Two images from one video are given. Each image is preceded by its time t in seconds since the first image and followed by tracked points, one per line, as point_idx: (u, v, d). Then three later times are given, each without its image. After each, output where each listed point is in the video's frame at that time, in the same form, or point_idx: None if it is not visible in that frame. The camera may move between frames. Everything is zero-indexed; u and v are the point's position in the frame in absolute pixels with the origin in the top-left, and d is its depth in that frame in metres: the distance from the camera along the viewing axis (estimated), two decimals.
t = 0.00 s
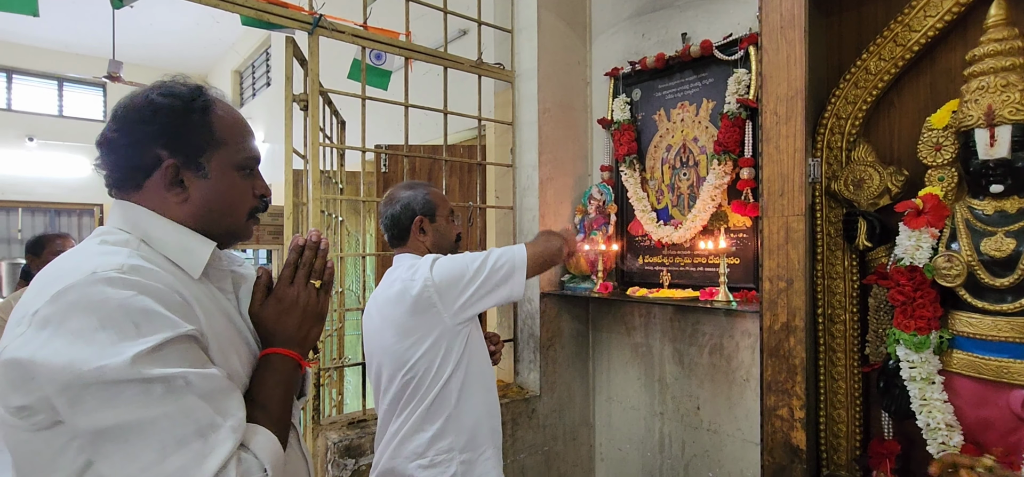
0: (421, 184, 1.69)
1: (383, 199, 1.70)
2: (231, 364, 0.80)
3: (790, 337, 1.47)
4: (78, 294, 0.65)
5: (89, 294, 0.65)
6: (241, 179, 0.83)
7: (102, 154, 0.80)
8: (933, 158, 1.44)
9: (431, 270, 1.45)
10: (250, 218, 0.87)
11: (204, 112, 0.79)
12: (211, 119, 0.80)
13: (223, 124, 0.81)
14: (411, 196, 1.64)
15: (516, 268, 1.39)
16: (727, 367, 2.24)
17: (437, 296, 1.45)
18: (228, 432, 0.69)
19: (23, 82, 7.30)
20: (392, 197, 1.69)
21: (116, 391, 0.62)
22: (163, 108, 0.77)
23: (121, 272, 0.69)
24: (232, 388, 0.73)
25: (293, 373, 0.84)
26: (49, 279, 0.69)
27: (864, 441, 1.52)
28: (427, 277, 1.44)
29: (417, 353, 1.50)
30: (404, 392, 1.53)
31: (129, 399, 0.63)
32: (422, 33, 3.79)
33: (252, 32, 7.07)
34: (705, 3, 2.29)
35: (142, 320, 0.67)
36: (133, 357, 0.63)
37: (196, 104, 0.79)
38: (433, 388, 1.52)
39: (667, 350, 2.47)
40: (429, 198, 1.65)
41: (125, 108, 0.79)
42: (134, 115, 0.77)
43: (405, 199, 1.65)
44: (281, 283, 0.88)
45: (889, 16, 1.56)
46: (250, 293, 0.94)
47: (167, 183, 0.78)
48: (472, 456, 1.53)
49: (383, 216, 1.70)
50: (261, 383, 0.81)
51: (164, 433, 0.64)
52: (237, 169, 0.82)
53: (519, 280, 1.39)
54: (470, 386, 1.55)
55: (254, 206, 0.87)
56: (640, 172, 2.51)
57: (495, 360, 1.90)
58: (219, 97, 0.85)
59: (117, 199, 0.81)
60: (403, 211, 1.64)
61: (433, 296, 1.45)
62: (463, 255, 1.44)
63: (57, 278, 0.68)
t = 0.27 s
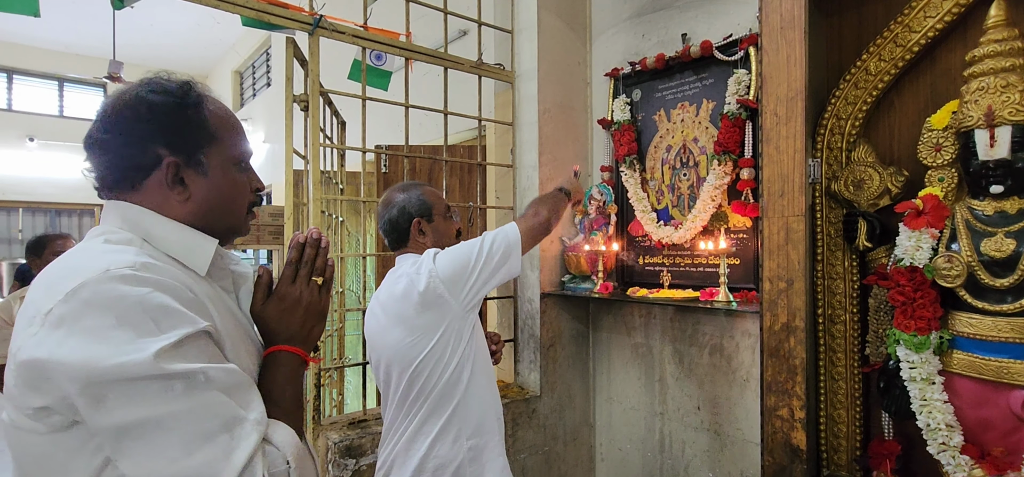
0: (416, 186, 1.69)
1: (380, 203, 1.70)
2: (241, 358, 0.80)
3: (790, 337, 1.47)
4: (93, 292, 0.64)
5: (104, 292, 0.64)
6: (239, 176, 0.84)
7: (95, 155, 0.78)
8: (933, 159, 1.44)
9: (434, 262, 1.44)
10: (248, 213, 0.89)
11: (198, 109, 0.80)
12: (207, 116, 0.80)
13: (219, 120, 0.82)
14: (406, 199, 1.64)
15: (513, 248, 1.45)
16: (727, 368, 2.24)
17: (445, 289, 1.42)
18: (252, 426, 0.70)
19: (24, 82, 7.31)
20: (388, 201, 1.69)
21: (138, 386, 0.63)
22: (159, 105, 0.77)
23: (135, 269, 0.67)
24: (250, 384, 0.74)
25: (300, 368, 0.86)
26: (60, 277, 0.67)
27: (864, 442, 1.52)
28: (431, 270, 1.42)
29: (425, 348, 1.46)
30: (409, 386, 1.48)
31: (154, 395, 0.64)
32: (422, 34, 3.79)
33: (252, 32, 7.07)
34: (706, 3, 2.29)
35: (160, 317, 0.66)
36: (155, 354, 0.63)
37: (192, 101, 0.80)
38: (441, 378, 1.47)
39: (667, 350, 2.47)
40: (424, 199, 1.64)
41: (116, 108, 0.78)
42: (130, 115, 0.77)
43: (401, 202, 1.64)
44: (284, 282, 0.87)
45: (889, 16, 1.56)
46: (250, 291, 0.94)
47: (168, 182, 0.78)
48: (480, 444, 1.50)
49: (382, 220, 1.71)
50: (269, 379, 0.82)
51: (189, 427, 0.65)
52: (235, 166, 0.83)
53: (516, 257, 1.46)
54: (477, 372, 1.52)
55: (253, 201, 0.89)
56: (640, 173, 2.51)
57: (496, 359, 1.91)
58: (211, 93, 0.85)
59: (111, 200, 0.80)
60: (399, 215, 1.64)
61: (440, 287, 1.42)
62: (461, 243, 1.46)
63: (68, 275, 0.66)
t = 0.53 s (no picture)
0: (413, 187, 1.69)
1: (380, 207, 1.70)
2: (247, 358, 0.80)
3: (790, 338, 1.47)
4: (100, 293, 0.64)
5: (112, 293, 0.64)
6: (232, 167, 0.85)
7: (84, 159, 0.77)
8: (933, 159, 1.44)
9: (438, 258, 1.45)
10: (246, 204, 0.89)
11: (183, 103, 0.79)
12: (192, 108, 0.80)
13: (204, 111, 0.81)
14: (405, 202, 1.64)
15: (512, 234, 1.46)
16: (727, 368, 2.24)
17: (451, 284, 1.43)
18: (262, 426, 0.70)
19: (24, 83, 7.32)
20: (388, 204, 1.69)
21: (152, 389, 0.63)
22: (143, 102, 0.76)
23: (141, 269, 0.68)
24: (259, 384, 0.74)
25: (305, 366, 0.86)
26: (65, 279, 0.67)
27: (864, 442, 1.53)
28: (436, 267, 1.43)
29: (433, 342, 1.45)
30: (417, 381, 1.47)
31: (165, 397, 0.63)
32: (422, 34, 3.79)
33: (252, 33, 7.08)
34: (706, 3, 2.29)
35: (169, 318, 0.66)
36: (165, 355, 0.63)
37: (175, 93, 0.79)
38: (449, 371, 1.47)
39: (668, 351, 2.47)
40: (422, 200, 1.64)
41: (97, 108, 0.76)
42: (115, 114, 0.76)
43: (399, 206, 1.65)
44: (286, 281, 0.88)
45: (889, 16, 1.56)
46: (251, 290, 0.93)
47: (165, 180, 0.78)
48: (487, 437, 1.50)
49: (383, 225, 1.71)
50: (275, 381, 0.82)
51: (203, 428, 0.65)
52: (227, 156, 0.84)
53: (515, 245, 1.47)
54: (483, 363, 1.53)
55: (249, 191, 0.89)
56: (640, 173, 2.51)
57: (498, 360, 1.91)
58: (190, 83, 0.84)
59: (106, 204, 0.79)
60: (398, 220, 1.64)
61: (446, 283, 1.43)
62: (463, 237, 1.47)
63: (74, 277, 0.67)
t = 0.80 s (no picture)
0: (414, 189, 1.69)
1: (384, 209, 1.72)
2: (247, 363, 0.80)
3: (789, 337, 1.47)
4: (96, 298, 0.64)
5: (107, 298, 0.65)
6: (228, 162, 0.84)
7: (77, 161, 0.77)
8: (932, 158, 1.44)
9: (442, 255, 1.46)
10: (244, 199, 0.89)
11: (174, 100, 0.79)
12: (183, 104, 0.79)
13: (196, 107, 0.81)
14: (406, 203, 1.64)
15: (514, 226, 1.45)
16: (727, 368, 2.24)
17: (454, 280, 1.43)
18: (260, 431, 0.70)
19: (24, 83, 7.34)
20: (391, 206, 1.70)
21: (148, 396, 0.62)
22: (133, 101, 0.75)
23: (136, 274, 0.68)
24: (257, 388, 0.74)
25: (306, 368, 0.86)
26: (60, 285, 0.67)
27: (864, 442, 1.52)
28: (442, 263, 1.43)
29: (438, 339, 1.45)
30: (421, 378, 1.47)
31: (162, 404, 0.63)
32: (422, 34, 3.80)
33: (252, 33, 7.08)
34: (706, 3, 2.29)
35: (165, 323, 0.67)
36: (161, 361, 0.63)
37: (164, 91, 0.78)
38: (453, 368, 1.47)
39: (667, 351, 2.47)
40: (423, 202, 1.64)
41: (87, 110, 0.76)
42: (105, 115, 0.75)
43: (401, 208, 1.65)
44: (287, 281, 0.88)
45: (889, 16, 1.56)
46: (251, 290, 0.94)
47: (161, 179, 0.78)
48: (491, 434, 1.49)
49: (387, 227, 1.72)
50: (275, 384, 0.81)
51: (200, 435, 0.65)
52: (222, 152, 0.83)
53: (518, 239, 1.47)
54: (487, 360, 1.53)
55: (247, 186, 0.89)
56: (640, 173, 2.51)
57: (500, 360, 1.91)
58: (179, 79, 0.83)
59: (101, 206, 0.79)
60: (401, 222, 1.65)
61: (451, 278, 1.43)
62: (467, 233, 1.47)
63: (69, 282, 0.67)
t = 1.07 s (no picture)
0: (415, 190, 1.69)
1: (386, 210, 1.72)
2: (243, 367, 0.81)
3: (789, 337, 1.47)
4: (87, 304, 0.64)
5: (98, 304, 0.64)
6: (222, 161, 0.84)
7: (70, 163, 0.77)
8: (930, 158, 1.44)
9: (442, 256, 1.46)
10: (241, 197, 0.89)
11: (165, 99, 0.78)
12: (174, 102, 0.79)
13: (187, 106, 0.80)
14: (406, 204, 1.65)
15: (517, 228, 1.41)
16: (727, 368, 2.24)
17: (452, 282, 1.43)
18: (254, 437, 0.70)
19: (22, 84, 7.34)
20: (393, 206, 1.71)
21: (139, 403, 0.63)
22: (123, 100, 0.75)
23: (127, 279, 0.68)
24: (252, 392, 0.74)
25: (303, 370, 0.85)
26: (51, 290, 0.67)
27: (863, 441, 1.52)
28: (440, 264, 1.44)
29: (436, 340, 1.45)
30: (420, 378, 1.47)
31: (154, 411, 0.63)
32: (421, 35, 3.80)
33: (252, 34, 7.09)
34: (705, 4, 2.29)
35: (156, 329, 0.66)
36: (152, 368, 0.63)
37: (154, 89, 0.78)
38: (452, 368, 1.47)
39: (667, 351, 2.47)
40: (424, 202, 1.64)
41: (77, 110, 0.76)
42: (95, 115, 0.75)
43: (402, 208, 1.66)
44: (284, 283, 0.88)
45: (888, 17, 1.56)
46: (247, 292, 0.94)
47: (154, 179, 0.78)
48: (489, 435, 1.49)
49: (389, 227, 1.73)
50: (273, 388, 0.81)
51: (193, 441, 0.65)
52: (216, 151, 0.83)
53: (521, 241, 1.42)
54: (487, 360, 1.52)
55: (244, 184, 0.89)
56: (639, 173, 2.51)
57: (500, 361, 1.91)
58: (170, 78, 0.83)
59: (96, 207, 0.79)
60: (402, 222, 1.65)
61: (448, 279, 1.43)
62: (468, 234, 1.46)
63: (60, 288, 0.66)
